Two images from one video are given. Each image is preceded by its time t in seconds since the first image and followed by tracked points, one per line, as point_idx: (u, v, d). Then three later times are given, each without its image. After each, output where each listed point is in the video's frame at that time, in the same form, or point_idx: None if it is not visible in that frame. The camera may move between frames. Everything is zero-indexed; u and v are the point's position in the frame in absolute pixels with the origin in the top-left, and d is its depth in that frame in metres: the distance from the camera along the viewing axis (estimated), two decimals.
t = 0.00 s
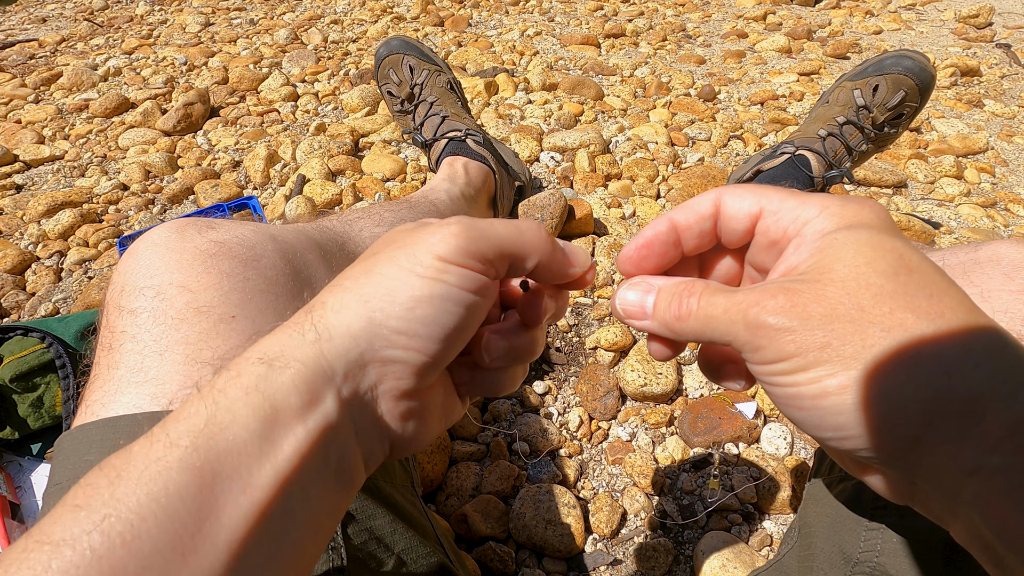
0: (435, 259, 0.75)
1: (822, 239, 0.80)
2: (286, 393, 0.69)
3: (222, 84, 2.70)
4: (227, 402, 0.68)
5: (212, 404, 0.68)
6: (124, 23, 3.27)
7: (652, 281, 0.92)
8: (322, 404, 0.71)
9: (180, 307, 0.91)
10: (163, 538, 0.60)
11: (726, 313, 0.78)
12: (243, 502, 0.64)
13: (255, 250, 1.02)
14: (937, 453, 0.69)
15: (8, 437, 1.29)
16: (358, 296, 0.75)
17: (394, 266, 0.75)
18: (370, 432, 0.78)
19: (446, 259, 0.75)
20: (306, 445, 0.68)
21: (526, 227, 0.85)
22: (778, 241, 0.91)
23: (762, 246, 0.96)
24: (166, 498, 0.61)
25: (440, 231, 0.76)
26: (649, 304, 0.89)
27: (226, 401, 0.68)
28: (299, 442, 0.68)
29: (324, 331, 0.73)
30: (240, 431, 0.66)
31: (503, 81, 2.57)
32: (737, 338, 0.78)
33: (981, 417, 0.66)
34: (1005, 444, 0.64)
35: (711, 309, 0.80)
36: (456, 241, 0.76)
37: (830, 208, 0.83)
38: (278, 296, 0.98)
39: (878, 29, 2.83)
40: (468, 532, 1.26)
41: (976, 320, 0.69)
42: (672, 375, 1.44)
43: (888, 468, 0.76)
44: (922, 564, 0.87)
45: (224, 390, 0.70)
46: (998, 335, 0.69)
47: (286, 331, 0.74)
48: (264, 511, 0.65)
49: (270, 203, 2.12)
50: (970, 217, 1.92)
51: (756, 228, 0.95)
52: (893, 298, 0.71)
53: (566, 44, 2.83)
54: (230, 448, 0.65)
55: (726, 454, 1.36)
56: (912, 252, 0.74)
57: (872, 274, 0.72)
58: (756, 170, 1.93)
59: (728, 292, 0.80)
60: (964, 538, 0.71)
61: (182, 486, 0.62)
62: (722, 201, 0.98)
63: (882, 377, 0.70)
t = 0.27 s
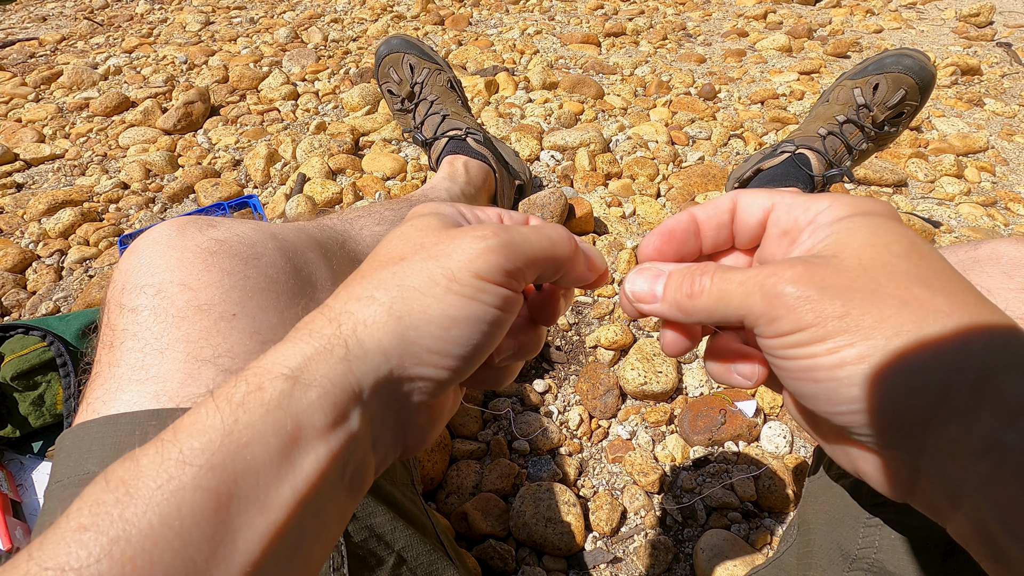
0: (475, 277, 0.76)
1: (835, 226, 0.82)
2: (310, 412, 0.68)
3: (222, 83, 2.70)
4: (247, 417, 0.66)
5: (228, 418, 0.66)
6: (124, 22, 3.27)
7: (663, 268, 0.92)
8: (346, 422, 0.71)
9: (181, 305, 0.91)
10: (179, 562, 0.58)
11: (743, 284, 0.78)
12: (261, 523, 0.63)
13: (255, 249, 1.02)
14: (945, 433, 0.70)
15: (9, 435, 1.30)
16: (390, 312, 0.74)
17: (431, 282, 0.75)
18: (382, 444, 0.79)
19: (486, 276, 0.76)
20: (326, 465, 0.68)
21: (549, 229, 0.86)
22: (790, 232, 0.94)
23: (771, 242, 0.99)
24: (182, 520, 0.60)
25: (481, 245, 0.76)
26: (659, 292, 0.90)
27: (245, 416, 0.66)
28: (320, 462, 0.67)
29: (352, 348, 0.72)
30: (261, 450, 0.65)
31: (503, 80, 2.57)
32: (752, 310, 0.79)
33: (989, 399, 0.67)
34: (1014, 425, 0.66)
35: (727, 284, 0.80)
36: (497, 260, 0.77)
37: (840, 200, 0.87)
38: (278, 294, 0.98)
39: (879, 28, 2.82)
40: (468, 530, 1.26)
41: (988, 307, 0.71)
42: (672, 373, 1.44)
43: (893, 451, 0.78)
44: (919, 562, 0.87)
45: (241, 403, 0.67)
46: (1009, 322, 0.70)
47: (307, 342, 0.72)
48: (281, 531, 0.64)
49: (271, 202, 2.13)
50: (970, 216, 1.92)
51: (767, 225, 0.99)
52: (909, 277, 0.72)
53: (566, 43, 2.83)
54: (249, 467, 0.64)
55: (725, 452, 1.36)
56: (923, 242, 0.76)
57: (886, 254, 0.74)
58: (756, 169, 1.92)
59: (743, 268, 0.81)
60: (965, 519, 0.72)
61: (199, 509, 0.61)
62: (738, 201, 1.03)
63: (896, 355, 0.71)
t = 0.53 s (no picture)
0: (481, 280, 0.76)
1: (849, 227, 0.82)
2: (315, 416, 0.68)
3: (222, 83, 2.70)
4: (250, 421, 0.66)
5: (232, 421, 0.66)
6: (124, 22, 3.27)
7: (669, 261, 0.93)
8: (350, 425, 0.71)
9: (180, 303, 0.91)
10: (181, 568, 0.58)
11: (747, 281, 0.78)
12: (264, 529, 0.63)
13: (255, 247, 1.02)
14: (935, 434, 0.71)
15: (9, 435, 1.29)
16: (396, 314, 0.74)
17: (436, 285, 0.75)
18: (385, 447, 0.79)
19: (491, 280, 0.76)
20: (330, 469, 0.68)
21: (554, 229, 0.85)
22: (809, 227, 0.94)
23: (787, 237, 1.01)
24: (184, 525, 0.59)
25: (486, 247, 0.76)
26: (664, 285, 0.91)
27: (249, 419, 0.66)
28: (323, 466, 0.67)
29: (358, 351, 0.72)
30: (265, 454, 0.64)
31: (503, 79, 2.57)
32: (754, 305, 0.78)
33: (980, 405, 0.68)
34: (1006, 431, 0.66)
35: (731, 280, 0.80)
36: (503, 262, 0.77)
37: (863, 202, 0.86)
38: (278, 292, 0.98)
39: (879, 27, 2.82)
40: (467, 530, 1.26)
41: (988, 320, 0.71)
42: (672, 372, 1.44)
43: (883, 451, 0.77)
44: (920, 561, 0.87)
45: (245, 406, 0.67)
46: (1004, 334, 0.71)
47: (311, 344, 0.72)
48: (284, 537, 0.64)
49: (271, 201, 2.12)
50: (970, 216, 1.92)
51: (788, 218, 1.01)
52: (912, 284, 0.72)
53: (566, 43, 2.83)
54: (253, 472, 0.63)
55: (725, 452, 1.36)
56: (932, 249, 0.76)
57: (893, 259, 0.74)
58: (756, 168, 1.93)
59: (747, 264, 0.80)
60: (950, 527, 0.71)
61: (202, 514, 0.60)
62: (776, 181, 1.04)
63: (892, 358, 0.71)
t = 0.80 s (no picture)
0: (489, 278, 0.76)
1: (859, 221, 0.82)
2: (320, 414, 0.68)
3: (222, 83, 2.70)
4: (255, 418, 0.65)
5: (237, 419, 0.65)
6: (124, 23, 3.27)
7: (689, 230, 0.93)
8: (356, 423, 0.70)
9: (181, 300, 0.91)
10: (186, 566, 0.58)
11: (760, 259, 0.78)
12: (268, 527, 0.62)
13: (256, 244, 1.02)
14: (936, 427, 0.71)
15: (8, 434, 1.29)
16: (403, 311, 0.74)
17: (444, 282, 0.75)
18: (389, 446, 0.79)
19: (501, 277, 0.76)
20: (335, 467, 0.68)
21: (561, 226, 0.85)
22: (807, 225, 0.93)
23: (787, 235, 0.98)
24: (189, 523, 0.59)
25: (495, 245, 0.76)
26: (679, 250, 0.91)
27: (254, 417, 0.65)
28: (328, 464, 0.67)
29: (364, 348, 0.72)
30: (270, 452, 0.64)
31: (503, 79, 2.57)
32: (764, 284, 0.78)
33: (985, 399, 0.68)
34: (1009, 426, 0.66)
35: (745, 257, 0.80)
36: (511, 259, 0.77)
37: (868, 198, 0.86)
38: (279, 289, 0.98)
39: (878, 28, 2.83)
40: (468, 528, 1.26)
41: (997, 316, 0.72)
42: (673, 371, 1.44)
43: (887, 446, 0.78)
44: (922, 557, 0.87)
45: (249, 404, 0.67)
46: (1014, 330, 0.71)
47: (316, 341, 0.72)
48: (288, 535, 0.64)
49: (271, 201, 2.12)
50: (971, 215, 1.91)
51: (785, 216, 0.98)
52: (925, 275, 0.73)
53: (566, 43, 2.83)
54: (257, 470, 0.63)
55: (727, 450, 1.36)
56: (944, 243, 0.76)
57: (908, 250, 0.75)
58: (757, 167, 1.94)
59: (758, 246, 0.80)
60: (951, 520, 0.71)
61: (206, 512, 0.60)
62: (754, 186, 1.01)
63: (900, 350, 0.71)
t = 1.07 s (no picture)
0: (490, 285, 0.76)
1: (856, 219, 0.82)
2: (322, 418, 0.68)
3: (223, 85, 2.70)
4: (258, 422, 0.66)
5: (240, 422, 0.66)
6: (125, 25, 3.28)
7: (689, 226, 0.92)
8: (358, 428, 0.71)
9: (185, 306, 0.92)
10: (191, 568, 0.58)
11: (758, 264, 0.79)
12: (271, 530, 0.63)
13: (259, 249, 1.03)
14: (941, 425, 0.71)
15: (12, 437, 1.29)
16: (405, 317, 0.75)
17: (445, 288, 0.76)
18: (390, 449, 0.80)
19: (501, 283, 0.77)
20: (337, 470, 0.68)
21: (562, 234, 0.86)
22: (802, 222, 0.94)
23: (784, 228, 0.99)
24: (194, 526, 0.59)
25: (496, 253, 0.77)
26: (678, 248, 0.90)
27: (257, 421, 0.66)
28: (331, 467, 0.68)
29: (365, 353, 0.73)
30: (273, 455, 0.64)
31: (504, 82, 2.58)
32: (761, 293, 0.79)
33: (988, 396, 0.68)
34: (1011, 422, 0.66)
35: (742, 261, 0.81)
36: (512, 266, 0.77)
37: (862, 192, 0.87)
38: (283, 294, 0.98)
39: (878, 30, 2.83)
40: (470, 531, 1.26)
41: (997, 314, 0.72)
42: (674, 374, 1.44)
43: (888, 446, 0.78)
44: (921, 559, 0.87)
45: (252, 408, 0.67)
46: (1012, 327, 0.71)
47: (319, 346, 0.72)
48: (291, 538, 0.64)
49: (272, 203, 2.13)
50: (970, 217, 1.92)
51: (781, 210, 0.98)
52: (922, 275, 0.73)
53: (566, 45, 2.83)
54: (261, 473, 0.63)
55: (727, 452, 1.36)
56: (941, 240, 0.77)
57: (905, 250, 0.75)
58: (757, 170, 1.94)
59: (758, 250, 0.81)
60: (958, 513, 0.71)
61: (210, 515, 0.60)
62: (749, 179, 1.00)
63: (898, 353, 0.72)
